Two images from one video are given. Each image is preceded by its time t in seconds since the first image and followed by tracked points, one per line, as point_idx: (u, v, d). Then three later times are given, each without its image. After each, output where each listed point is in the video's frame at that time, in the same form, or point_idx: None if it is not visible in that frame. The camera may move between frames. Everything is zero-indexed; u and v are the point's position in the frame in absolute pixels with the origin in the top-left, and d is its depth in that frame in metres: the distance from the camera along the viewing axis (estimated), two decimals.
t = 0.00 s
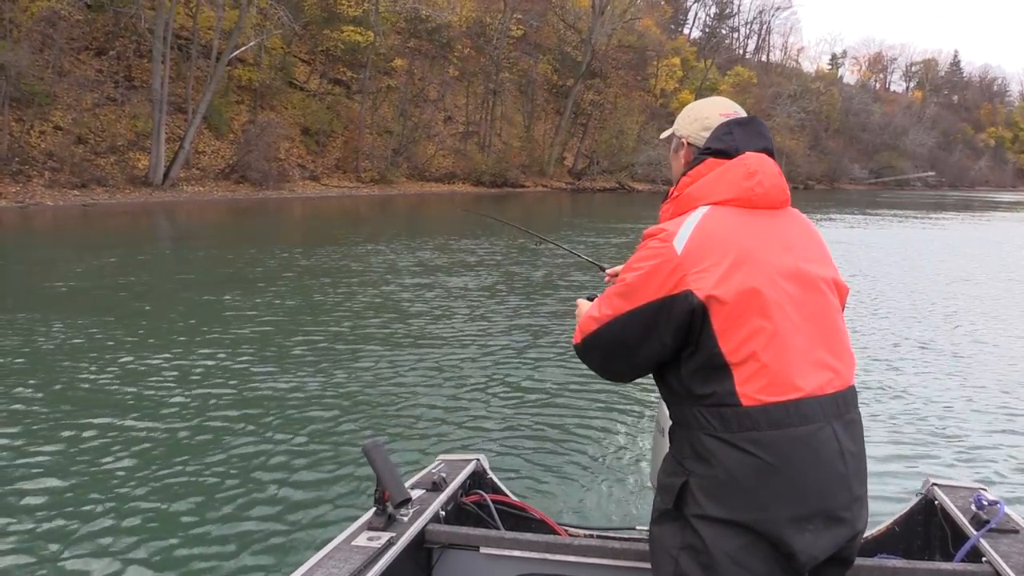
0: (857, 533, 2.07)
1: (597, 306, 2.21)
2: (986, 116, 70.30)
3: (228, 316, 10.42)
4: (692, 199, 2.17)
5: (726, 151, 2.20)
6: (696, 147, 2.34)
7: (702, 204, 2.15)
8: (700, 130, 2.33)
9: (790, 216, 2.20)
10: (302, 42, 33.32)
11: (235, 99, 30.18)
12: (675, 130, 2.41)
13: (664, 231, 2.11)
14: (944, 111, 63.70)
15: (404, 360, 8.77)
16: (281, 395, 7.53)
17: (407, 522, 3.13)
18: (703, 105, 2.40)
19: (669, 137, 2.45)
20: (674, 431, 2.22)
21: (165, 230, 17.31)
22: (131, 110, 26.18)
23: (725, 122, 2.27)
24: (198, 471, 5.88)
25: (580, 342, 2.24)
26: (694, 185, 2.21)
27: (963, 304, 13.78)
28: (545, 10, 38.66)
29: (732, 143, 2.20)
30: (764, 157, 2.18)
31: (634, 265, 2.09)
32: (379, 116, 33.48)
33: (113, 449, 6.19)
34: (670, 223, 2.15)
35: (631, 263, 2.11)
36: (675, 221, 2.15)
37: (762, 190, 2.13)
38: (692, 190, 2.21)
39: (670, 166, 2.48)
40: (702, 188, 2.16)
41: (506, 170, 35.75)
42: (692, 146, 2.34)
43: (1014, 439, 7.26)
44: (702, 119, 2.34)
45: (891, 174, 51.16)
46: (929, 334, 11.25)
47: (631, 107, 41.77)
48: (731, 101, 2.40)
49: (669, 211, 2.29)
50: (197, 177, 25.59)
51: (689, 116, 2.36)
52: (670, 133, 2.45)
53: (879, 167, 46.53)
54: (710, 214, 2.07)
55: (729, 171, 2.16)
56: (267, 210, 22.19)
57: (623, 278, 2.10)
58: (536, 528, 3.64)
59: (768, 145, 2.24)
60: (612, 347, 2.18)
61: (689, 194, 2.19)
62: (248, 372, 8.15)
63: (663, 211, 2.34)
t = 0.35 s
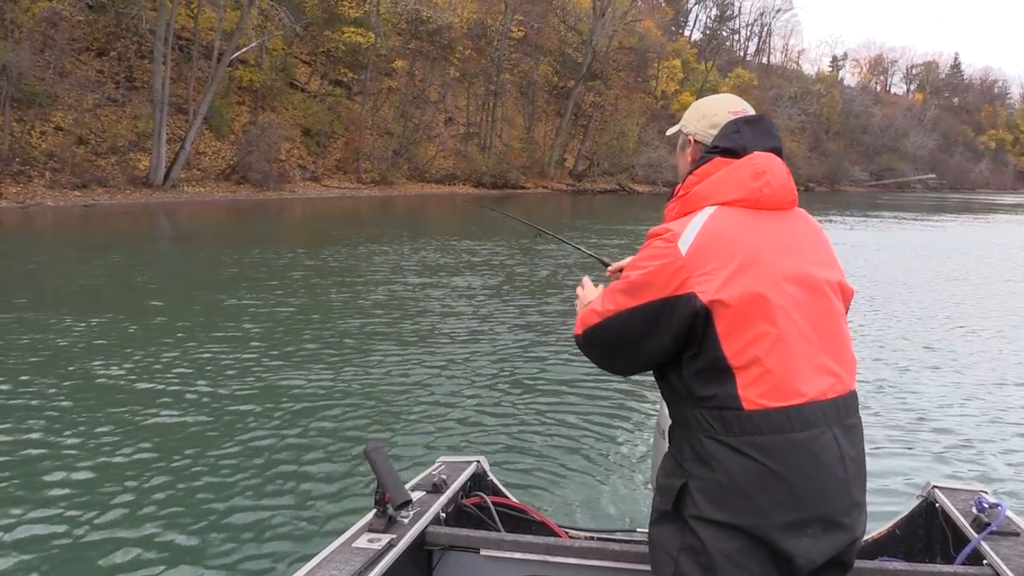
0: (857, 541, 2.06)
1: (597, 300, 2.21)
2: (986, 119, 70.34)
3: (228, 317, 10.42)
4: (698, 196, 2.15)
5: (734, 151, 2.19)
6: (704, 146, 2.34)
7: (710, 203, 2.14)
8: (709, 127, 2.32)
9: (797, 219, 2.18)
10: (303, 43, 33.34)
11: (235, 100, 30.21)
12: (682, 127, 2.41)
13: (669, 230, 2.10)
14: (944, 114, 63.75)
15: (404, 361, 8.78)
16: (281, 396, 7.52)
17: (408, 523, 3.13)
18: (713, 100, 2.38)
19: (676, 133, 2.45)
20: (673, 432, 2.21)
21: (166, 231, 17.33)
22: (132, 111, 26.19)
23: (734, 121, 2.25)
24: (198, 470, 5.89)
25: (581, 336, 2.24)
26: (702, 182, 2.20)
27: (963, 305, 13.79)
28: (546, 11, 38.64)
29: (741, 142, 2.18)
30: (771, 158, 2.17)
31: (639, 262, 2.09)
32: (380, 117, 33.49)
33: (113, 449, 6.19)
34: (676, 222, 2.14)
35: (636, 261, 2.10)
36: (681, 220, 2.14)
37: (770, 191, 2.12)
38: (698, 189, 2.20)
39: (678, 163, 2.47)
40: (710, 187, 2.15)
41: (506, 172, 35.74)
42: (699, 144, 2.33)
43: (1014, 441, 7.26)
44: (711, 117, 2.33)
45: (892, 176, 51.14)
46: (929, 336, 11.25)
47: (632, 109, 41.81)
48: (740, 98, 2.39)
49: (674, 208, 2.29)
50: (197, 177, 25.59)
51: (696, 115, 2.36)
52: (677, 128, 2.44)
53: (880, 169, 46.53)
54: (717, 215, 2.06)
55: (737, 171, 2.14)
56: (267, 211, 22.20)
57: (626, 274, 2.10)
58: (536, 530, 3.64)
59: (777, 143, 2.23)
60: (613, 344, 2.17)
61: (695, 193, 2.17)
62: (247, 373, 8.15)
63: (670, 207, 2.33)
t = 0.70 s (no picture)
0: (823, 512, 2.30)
1: (631, 287, 1.99)
2: (984, 119, 70.52)
3: (227, 318, 10.44)
4: (769, 194, 1.98)
5: (817, 145, 2.01)
6: (784, 123, 2.10)
7: (781, 206, 1.99)
8: (790, 100, 2.09)
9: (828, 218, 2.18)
10: (302, 44, 33.34)
11: (234, 101, 30.19)
12: (762, 87, 2.11)
13: (741, 232, 1.94)
14: (942, 114, 63.87)
15: (404, 362, 8.79)
16: (280, 398, 7.54)
17: (408, 526, 3.14)
18: (789, 64, 2.13)
19: (744, 82, 2.14)
20: (674, 419, 2.16)
21: (166, 232, 17.35)
22: (131, 112, 26.20)
23: (823, 108, 2.06)
24: (196, 473, 5.89)
25: (606, 319, 2.01)
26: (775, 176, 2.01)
27: (962, 305, 13.81)
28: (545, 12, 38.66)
29: (825, 140, 2.01)
30: (842, 161, 2.06)
31: (701, 264, 1.92)
32: (379, 118, 33.53)
33: (111, 451, 6.20)
34: (742, 220, 1.97)
35: (695, 259, 1.93)
36: (747, 218, 1.98)
37: (836, 202, 2.05)
38: (770, 179, 2.00)
39: (728, 113, 2.19)
40: (788, 189, 1.98)
41: (505, 172, 35.76)
42: (782, 120, 2.10)
43: (1014, 442, 7.26)
44: (802, 94, 2.08)
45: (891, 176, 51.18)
46: (928, 336, 11.27)
47: (631, 110, 41.86)
48: (818, 70, 2.17)
49: (720, 183, 2.06)
50: (196, 178, 25.59)
51: (780, 83, 2.09)
52: (743, 81, 2.15)
53: (879, 169, 46.54)
54: (789, 225, 1.97)
55: (816, 172, 1.99)
56: (266, 212, 22.24)
57: (686, 282, 1.92)
58: (537, 532, 3.65)
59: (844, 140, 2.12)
60: (650, 340, 2.00)
61: (767, 188, 1.98)
62: (247, 374, 8.17)
63: (710, 177, 2.10)
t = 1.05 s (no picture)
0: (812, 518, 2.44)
1: (693, 327, 1.92)
2: (981, 124, 70.61)
3: (225, 321, 10.43)
4: (830, 214, 1.99)
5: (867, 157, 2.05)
6: (837, 133, 2.09)
7: (839, 224, 2.01)
8: (847, 106, 2.08)
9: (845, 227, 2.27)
10: (300, 48, 33.35)
11: (232, 105, 30.15)
12: (821, 95, 2.06)
13: (815, 262, 1.92)
14: (939, 118, 63.96)
15: (402, 367, 8.78)
16: (277, 402, 7.53)
17: (409, 527, 3.13)
18: (841, 66, 2.11)
19: (800, 90, 2.08)
20: (702, 452, 2.14)
21: (164, 236, 17.33)
22: (129, 116, 26.19)
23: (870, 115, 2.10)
24: (192, 479, 5.88)
25: (673, 366, 1.93)
26: (833, 190, 2.01)
27: (959, 308, 13.83)
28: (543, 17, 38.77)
29: (871, 149, 2.06)
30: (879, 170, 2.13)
31: (775, 300, 1.89)
32: (377, 123, 33.61)
33: (109, 455, 6.21)
34: (809, 243, 1.96)
35: (767, 295, 1.89)
36: (812, 241, 1.97)
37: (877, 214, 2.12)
38: (827, 195, 2.00)
39: (777, 122, 2.13)
40: (847, 207, 2.00)
41: (503, 177, 35.79)
42: (842, 129, 2.09)
43: (1012, 444, 7.26)
44: (854, 99, 2.08)
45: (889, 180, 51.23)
46: (925, 339, 11.28)
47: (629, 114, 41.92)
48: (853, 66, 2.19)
49: (771, 200, 2.04)
50: (194, 183, 25.56)
51: (837, 90, 2.07)
52: (802, 86, 2.08)
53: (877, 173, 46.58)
54: (849, 247, 1.99)
55: (870, 186, 2.03)
56: (263, 216, 22.23)
57: (760, 321, 1.88)
58: (538, 534, 3.64)
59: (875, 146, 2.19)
60: (715, 384, 1.95)
61: (828, 206, 1.99)
62: (245, 377, 8.18)
63: (757, 194, 2.07)
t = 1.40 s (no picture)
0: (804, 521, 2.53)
1: (741, 356, 1.91)
2: (976, 131, 70.85)
3: (222, 325, 10.42)
4: (856, 223, 2.06)
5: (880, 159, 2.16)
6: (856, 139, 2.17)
7: (863, 231, 2.09)
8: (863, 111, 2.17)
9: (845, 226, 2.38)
10: (297, 54, 33.41)
11: (229, 110, 30.15)
12: (847, 104, 2.12)
13: (854, 274, 1.96)
14: (933, 126, 64.21)
15: (399, 369, 8.78)
16: (273, 404, 7.51)
17: (406, 529, 3.13)
18: (857, 74, 2.18)
19: (830, 103, 2.11)
20: (726, 475, 2.15)
21: (159, 241, 17.28)
22: (125, 121, 26.17)
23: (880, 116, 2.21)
24: (188, 480, 5.86)
25: (729, 399, 1.92)
26: (853, 196, 2.10)
27: (954, 314, 13.86)
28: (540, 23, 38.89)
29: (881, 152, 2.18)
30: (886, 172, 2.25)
31: (823, 320, 1.91)
32: (373, 128, 33.62)
33: (104, 455, 6.20)
34: (843, 256, 2.01)
35: (815, 315, 1.91)
36: (844, 252, 2.03)
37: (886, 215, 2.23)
38: (849, 202, 2.09)
39: (806, 135, 2.15)
40: (870, 213, 2.08)
41: (500, 183, 35.79)
42: (861, 136, 2.16)
43: (1008, 450, 7.29)
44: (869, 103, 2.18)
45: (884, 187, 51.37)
46: (921, 345, 11.31)
47: (625, 121, 42.03)
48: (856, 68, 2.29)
49: (796, 212, 2.09)
50: (190, 188, 25.55)
51: (858, 96, 2.14)
52: (829, 97, 2.11)
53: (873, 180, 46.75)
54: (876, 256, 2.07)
55: (884, 189, 2.14)
56: (259, 221, 22.18)
57: (807, 342, 1.90)
58: (534, 537, 3.65)
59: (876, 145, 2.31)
60: (764, 413, 1.95)
61: (855, 214, 2.06)
62: (242, 379, 8.17)
63: (781, 206, 2.11)
